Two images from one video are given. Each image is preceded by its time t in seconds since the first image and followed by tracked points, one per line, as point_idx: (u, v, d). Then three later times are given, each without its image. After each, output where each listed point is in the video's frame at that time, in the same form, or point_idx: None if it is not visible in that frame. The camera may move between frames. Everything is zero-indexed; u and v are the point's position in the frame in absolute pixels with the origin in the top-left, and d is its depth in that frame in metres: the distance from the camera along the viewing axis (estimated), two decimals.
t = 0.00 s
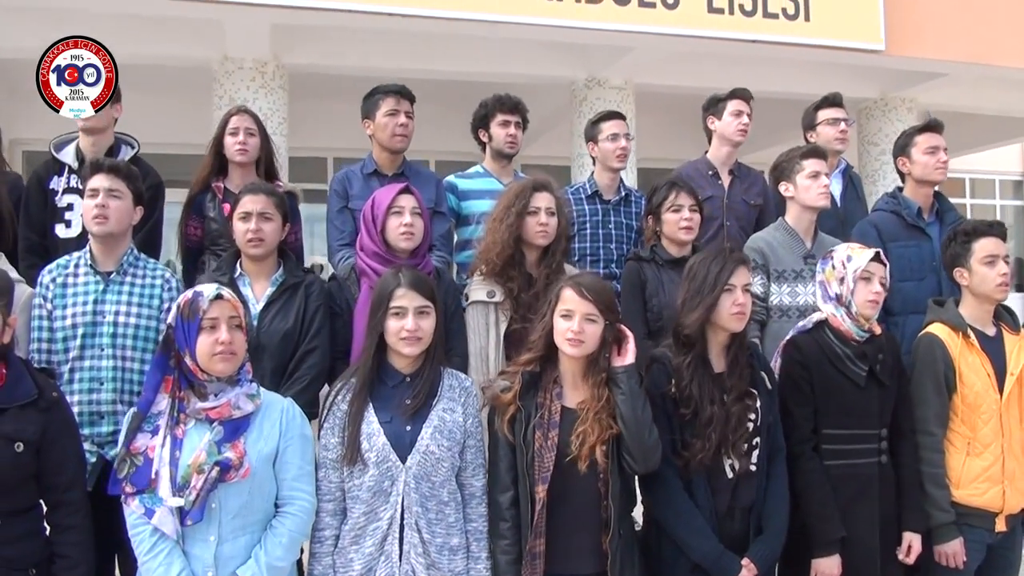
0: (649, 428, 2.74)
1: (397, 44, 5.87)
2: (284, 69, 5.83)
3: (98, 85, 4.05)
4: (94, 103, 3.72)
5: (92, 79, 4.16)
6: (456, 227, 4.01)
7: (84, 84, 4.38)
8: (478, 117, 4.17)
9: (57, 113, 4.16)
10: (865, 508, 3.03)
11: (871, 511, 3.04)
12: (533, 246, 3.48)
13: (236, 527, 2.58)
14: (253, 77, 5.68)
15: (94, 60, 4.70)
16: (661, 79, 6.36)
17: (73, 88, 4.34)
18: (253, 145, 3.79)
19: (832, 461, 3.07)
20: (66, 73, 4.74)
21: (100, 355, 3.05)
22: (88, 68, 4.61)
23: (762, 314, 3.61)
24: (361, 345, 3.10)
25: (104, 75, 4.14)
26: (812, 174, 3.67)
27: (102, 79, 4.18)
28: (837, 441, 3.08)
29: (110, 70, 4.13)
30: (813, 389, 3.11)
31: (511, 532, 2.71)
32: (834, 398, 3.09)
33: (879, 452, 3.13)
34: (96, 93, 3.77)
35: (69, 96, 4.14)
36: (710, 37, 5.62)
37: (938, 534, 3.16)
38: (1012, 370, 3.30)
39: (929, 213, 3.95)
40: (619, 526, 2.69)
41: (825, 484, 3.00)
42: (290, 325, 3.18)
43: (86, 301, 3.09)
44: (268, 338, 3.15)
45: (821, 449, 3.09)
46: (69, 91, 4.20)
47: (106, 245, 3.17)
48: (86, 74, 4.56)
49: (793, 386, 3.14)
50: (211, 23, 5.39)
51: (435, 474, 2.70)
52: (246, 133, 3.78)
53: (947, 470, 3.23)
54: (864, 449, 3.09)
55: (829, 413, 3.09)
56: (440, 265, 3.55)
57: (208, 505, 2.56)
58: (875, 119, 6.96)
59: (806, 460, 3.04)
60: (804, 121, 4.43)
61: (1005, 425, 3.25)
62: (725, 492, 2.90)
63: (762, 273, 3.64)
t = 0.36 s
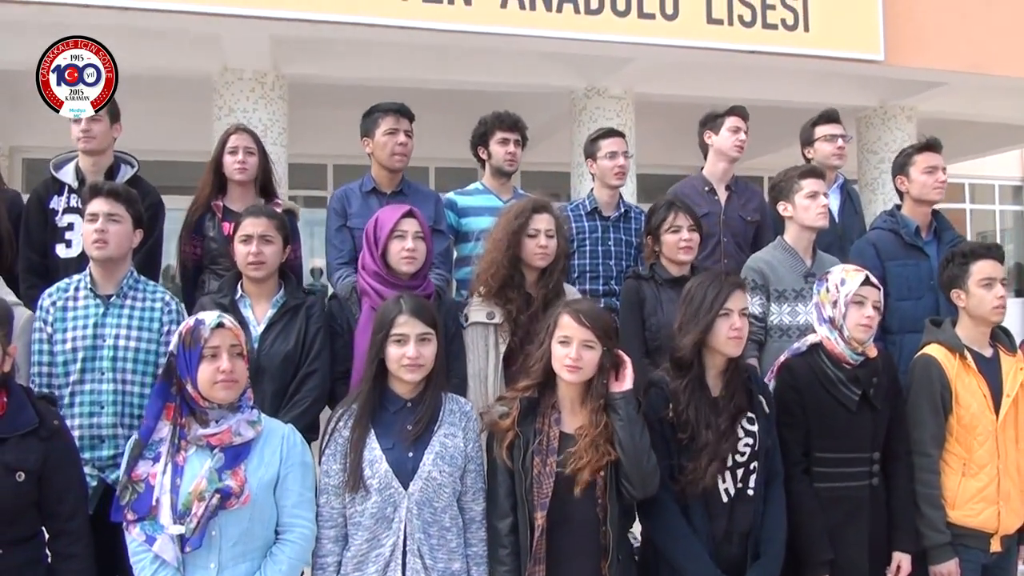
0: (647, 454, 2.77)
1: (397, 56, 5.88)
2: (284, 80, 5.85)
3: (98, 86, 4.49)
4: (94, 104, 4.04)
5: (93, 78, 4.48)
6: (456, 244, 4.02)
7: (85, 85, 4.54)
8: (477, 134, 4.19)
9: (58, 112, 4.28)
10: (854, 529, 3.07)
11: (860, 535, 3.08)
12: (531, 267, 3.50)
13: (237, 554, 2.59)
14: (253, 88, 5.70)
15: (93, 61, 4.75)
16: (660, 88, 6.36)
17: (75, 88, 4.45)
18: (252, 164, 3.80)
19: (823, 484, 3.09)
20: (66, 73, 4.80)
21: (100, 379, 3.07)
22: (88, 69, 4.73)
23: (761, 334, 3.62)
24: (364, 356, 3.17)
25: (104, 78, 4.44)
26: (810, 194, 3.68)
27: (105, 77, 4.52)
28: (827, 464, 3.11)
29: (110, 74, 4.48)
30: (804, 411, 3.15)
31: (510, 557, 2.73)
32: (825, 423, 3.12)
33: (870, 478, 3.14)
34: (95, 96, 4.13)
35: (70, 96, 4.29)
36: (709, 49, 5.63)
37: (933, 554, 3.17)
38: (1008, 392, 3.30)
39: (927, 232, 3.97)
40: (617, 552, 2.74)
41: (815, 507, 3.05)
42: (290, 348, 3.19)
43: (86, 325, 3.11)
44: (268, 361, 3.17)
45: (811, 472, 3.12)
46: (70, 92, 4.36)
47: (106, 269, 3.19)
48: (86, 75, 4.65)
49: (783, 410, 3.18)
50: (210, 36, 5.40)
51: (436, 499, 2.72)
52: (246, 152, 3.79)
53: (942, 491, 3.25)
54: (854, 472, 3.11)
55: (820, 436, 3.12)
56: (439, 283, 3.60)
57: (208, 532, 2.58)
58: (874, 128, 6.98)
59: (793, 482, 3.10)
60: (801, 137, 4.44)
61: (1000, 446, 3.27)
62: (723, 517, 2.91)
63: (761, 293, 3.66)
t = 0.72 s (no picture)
0: (645, 480, 2.79)
1: (395, 67, 5.87)
2: (283, 90, 5.85)
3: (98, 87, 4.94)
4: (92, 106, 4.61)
5: (93, 79, 4.95)
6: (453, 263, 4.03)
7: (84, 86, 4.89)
8: (474, 153, 4.19)
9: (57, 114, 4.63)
10: (853, 555, 3.10)
11: (857, 561, 3.10)
12: (529, 291, 3.51)
13: None
14: (252, 100, 5.70)
15: (93, 61, 4.96)
16: (658, 98, 6.36)
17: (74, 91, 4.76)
18: (250, 185, 3.81)
19: (820, 508, 3.13)
20: (66, 72, 4.90)
21: (100, 405, 3.09)
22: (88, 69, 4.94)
23: (756, 356, 3.62)
24: (362, 373, 3.23)
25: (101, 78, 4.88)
26: (805, 216, 3.67)
27: (105, 78, 5.00)
28: (826, 488, 3.13)
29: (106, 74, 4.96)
30: (805, 436, 3.17)
31: None
32: (824, 449, 3.15)
33: (867, 503, 3.16)
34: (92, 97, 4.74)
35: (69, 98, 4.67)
36: (707, 61, 5.63)
37: None
38: (1004, 417, 3.31)
39: (921, 252, 3.99)
40: None
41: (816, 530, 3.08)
42: (289, 372, 3.20)
43: (86, 350, 3.13)
44: (268, 387, 3.17)
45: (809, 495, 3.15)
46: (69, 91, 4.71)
47: (106, 296, 3.20)
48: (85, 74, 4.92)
49: (783, 433, 3.20)
50: (209, 49, 5.40)
51: (435, 528, 2.74)
52: (244, 173, 3.81)
53: (937, 514, 3.25)
54: (852, 498, 3.14)
55: (818, 461, 3.15)
56: (436, 305, 3.64)
57: (207, 564, 2.59)
58: (873, 136, 6.97)
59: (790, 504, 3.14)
60: (797, 155, 4.44)
61: (996, 470, 3.26)
62: (719, 545, 2.94)
63: (756, 313, 3.65)
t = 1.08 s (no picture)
0: (640, 508, 2.79)
1: (394, 79, 5.88)
2: (282, 102, 5.85)
3: (98, 85, 5.14)
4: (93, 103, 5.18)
5: (93, 79, 5.13)
6: (451, 281, 4.04)
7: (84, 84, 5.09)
8: (472, 172, 4.20)
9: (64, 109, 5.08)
10: None
11: None
12: (526, 314, 3.53)
13: None
14: (251, 111, 5.70)
15: (94, 61, 4.97)
16: (657, 108, 6.37)
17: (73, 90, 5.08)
18: (248, 206, 3.81)
19: (832, 534, 3.14)
20: (66, 73, 5.00)
21: (99, 431, 3.10)
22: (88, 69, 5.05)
23: (752, 376, 3.61)
24: (362, 400, 3.27)
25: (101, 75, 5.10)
26: (805, 238, 3.65)
27: (105, 78, 5.16)
28: (831, 514, 3.15)
29: (107, 70, 5.14)
30: (811, 462, 3.20)
31: None
32: (832, 476, 3.17)
33: (873, 529, 3.19)
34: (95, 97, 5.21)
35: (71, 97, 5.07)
36: (706, 73, 5.64)
37: None
38: (1000, 441, 3.33)
39: (912, 272, 4.01)
40: None
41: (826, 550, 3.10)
42: (288, 396, 3.21)
43: (84, 377, 3.14)
44: (267, 412, 3.18)
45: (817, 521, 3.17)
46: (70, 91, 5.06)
47: (105, 321, 3.22)
48: (85, 75, 5.05)
49: (791, 458, 3.22)
50: (208, 62, 5.41)
51: (433, 557, 2.75)
52: (242, 194, 3.80)
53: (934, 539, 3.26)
54: (861, 524, 3.16)
55: (823, 487, 3.17)
56: (432, 325, 3.64)
57: None
58: (871, 146, 6.98)
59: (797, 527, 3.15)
60: (793, 172, 4.44)
61: (991, 494, 3.28)
62: (715, 571, 2.96)
63: (752, 333, 3.64)
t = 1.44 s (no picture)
0: (637, 534, 2.83)
1: (394, 90, 5.89)
2: (282, 112, 5.86)
3: (98, 84, 5.09)
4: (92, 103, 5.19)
5: (93, 79, 5.08)
6: (451, 298, 4.07)
7: (84, 84, 5.08)
8: (472, 188, 4.22)
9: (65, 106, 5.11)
10: None
11: None
12: (523, 333, 3.54)
13: None
14: (251, 122, 5.70)
15: (93, 62, 4.96)
16: (657, 117, 6.38)
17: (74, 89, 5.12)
18: (250, 224, 3.83)
19: (842, 557, 3.14)
20: (66, 73, 4.98)
21: (101, 453, 3.12)
22: (88, 69, 5.00)
23: (753, 396, 3.63)
24: (361, 422, 3.30)
25: (102, 75, 5.05)
26: (805, 258, 3.66)
27: (105, 78, 5.07)
28: (837, 537, 3.16)
29: (108, 70, 5.06)
30: (815, 485, 3.21)
31: None
32: (836, 498, 3.18)
33: (879, 551, 3.20)
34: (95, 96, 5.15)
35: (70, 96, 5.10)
36: (705, 84, 5.66)
37: None
38: (997, 463, 3.36)
39: (908, 289, 4.03)
40: None
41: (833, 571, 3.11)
42: (288, 417, 3.23)
43: (86, 399, 3.15)
44: (266, 433, 3.19)
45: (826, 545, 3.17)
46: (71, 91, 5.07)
47: (106, 343, 3.24)
48: (85, 75, 5.02)
49: (794, 482, 3.23)
50: (208, 73, 5.42)
51: None
52: (244, 213, 3.82)
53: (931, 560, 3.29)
54: (865, 547, 3.17)
55: (828, 510, 3.18)
56: (433, 342, 3.67)
57: None
58: (871, 154, 6.99)
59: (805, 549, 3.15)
60: (792, 187, 4.45)
61: (988, 516, 3.31)
62: None
63: (752, 352, 3.66)
